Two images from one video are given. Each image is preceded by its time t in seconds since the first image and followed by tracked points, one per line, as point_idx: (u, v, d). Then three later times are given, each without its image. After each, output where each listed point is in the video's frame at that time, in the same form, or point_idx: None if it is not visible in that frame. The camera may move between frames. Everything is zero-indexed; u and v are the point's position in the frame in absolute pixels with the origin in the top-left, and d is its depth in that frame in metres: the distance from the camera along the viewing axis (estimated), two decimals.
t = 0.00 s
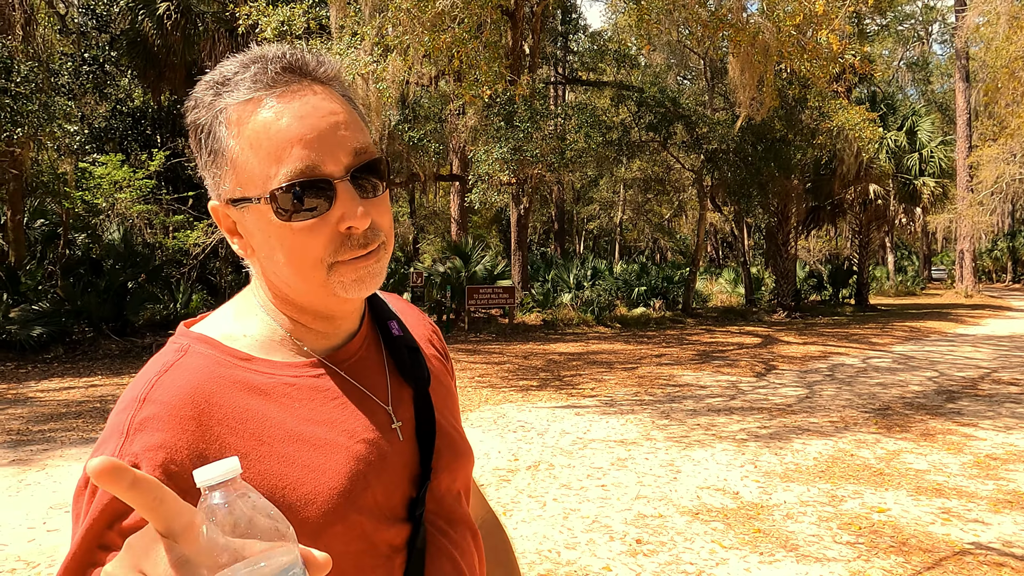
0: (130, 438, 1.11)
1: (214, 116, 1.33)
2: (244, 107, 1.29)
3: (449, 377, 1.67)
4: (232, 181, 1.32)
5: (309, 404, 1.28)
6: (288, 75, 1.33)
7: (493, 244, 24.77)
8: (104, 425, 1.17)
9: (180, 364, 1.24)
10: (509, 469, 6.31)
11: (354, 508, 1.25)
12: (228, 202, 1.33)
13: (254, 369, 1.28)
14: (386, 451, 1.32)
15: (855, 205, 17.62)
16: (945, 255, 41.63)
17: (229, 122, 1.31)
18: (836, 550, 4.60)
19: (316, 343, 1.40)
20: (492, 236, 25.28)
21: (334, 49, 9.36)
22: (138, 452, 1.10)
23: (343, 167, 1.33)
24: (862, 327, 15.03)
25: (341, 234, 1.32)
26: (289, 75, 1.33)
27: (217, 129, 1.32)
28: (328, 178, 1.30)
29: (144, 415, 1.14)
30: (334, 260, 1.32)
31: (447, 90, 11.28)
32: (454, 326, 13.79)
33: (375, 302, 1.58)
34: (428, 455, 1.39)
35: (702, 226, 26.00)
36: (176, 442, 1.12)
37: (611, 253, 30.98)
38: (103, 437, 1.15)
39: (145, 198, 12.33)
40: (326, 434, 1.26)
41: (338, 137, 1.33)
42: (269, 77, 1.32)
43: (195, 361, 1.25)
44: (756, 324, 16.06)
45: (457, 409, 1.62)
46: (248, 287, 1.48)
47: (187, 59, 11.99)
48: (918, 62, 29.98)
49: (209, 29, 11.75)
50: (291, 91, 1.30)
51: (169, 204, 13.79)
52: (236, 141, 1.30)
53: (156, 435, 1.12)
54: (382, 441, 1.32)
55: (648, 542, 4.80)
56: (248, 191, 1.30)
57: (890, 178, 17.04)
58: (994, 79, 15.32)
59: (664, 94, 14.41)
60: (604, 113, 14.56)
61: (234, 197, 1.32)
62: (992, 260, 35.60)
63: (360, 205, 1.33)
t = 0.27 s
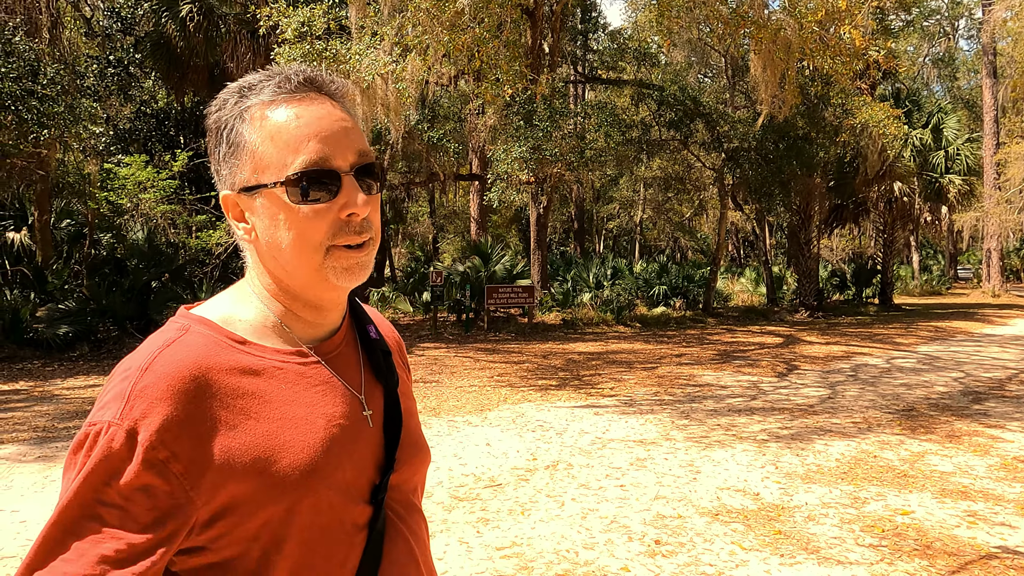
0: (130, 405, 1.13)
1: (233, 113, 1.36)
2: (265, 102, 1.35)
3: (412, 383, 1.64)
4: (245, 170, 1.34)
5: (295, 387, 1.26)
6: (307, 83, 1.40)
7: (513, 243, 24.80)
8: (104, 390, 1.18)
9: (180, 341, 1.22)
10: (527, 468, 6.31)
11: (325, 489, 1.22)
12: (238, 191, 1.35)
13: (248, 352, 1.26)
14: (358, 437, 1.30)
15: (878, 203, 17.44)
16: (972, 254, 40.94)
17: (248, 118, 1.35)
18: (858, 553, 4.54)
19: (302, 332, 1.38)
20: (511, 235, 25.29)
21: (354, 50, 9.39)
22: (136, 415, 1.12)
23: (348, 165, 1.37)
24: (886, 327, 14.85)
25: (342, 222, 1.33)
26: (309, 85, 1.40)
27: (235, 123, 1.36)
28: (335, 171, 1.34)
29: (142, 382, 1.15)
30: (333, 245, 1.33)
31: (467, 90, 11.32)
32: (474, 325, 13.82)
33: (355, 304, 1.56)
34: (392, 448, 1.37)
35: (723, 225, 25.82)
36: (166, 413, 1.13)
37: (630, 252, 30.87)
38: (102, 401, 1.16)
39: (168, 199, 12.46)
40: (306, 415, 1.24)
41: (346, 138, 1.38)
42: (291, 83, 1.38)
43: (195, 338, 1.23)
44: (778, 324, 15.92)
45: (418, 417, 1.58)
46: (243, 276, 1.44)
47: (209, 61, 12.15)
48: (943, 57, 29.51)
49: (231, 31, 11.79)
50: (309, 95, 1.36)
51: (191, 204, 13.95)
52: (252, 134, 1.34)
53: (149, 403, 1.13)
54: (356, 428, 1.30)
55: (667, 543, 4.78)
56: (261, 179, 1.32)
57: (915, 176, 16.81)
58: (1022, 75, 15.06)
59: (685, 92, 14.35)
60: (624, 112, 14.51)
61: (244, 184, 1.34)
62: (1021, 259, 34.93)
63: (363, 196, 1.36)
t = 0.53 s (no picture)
0: (138, 377, 1.10)
1: (257, 95, 1.38)
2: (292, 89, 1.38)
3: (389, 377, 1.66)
4: (261, 147, 1.35)
5: (293, 367, 1.26)
6: (331, 83, 1.44)
7: (531, 241, 24.81)
8: (102, 362, 1.14)
9: (185, 316, 1.20)
10: (544, 467, 6.29)
11: (319, 466, 1.24)
12: (251, 168, 1.36)
13: (250, 331, 1.25)
14: (349, 418, 1.31)
15: (902, 201, 17.19)
16: (1000, 253, 40.23)
17: (272, 101, 1.37)
18: (880, 556, 4.48)
19: (297, 314, 1.38)
20: (529, 234, 25.27)
21: (370, 48, 9.41)
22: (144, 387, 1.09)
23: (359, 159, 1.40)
24: (910, 326, 14.65)
25: (349, 207, 1.36)
26: (332, 84, 1.45)
27: (257, 105, 1.38)
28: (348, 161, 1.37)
29: (150, 354, 1.12)
30: (337, 229, 1.35)
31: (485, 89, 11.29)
32: (492, 324, 13.80)
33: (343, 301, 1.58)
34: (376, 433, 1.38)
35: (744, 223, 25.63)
36: (175, 386, 1.11)
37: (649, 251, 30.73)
38: (103, 372, 1.13)
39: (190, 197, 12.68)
40: (305, 394, 1.24)
41: (361, 133, 1.43)
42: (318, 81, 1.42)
43: (200, 314, 1.21)
44: (798, 323, 15.76)
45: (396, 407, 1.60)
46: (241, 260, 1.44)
47: (230, 61, 12.26)
48: (969, 52, 29.02)
49: (251, 31, 11.93)
50: (332, 91, 1.41)
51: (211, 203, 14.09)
52: (272, 117, 1.36)
53: (159, 376, 1.10)
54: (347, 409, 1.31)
55: (685, 544, 4.74)
56: (276, 156, 1.33)
57: (939, 173, 16.57)
58: None
59: (704, 89, 14.25)
60: (643, 110, 14.43)
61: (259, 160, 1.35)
62: None
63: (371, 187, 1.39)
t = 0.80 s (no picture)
0: (156, 358, 1.08)
1: (281, 85, 1.33)
2: (316, 79, 1.32)
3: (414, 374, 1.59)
4: (284, 138, 1.30)
5: (310, 355, 1.21)
6: (356, 78, 1.38)
7: (560, 241, 24.80)
8: (124, 347, 1.12)
9: (202, 302, 1.17)
10: (573, 468, 6.26)
11: (339, 456, 1.17)
12: (271, 159, 1.30)
13: (265, 319, 1.21)
14: (370, 407, 1.25)
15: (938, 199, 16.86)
16: None
17: (295, 92, 1.31)
18: (919, 563, 4.38)
19: (314, 307, 1.33)
20: (557, 234, 25.26)
21: (399, 47, 9.46)
22: (163, 369, 1.07)
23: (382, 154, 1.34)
24: (948, 327, 14.35)
25: (369, 203, 1.30)
26: (356, 79, 1.38)
27: (280, 95, 1.32)
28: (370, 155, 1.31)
29: (167, 338, 1.10)
30: (356, 225, 1.29)
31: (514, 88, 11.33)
32: (520, 323, 13.81)
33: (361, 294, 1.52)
34: (399, 423, 1.32)
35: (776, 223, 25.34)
36: (191, 369, 1.08)
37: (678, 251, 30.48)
38: (124, 355, 1.11)
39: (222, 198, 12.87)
40: (324, 382, 1.19)
41: (384, 129, 1.36)
42: (342, 74, 1.36)
43: (216, 301, 1.18)
44: (831, 323, 15.54)
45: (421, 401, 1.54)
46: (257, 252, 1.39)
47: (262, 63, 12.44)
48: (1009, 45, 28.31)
49: (281, 33, 12.12)
50: (356, 85, 1.35)
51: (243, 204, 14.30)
52: (295, 108, 1.31)
53: (176, 358, 1.08)
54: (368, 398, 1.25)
55: (717, 547, 4.68)
56: (298, 147, 1.28)
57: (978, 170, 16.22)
58: None
59: (735, 86, 14.10)
60: (672, 108, 14.35)
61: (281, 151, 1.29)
62: None
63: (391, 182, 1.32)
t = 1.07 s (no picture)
0: (180, 358, 1.08)
1: (268, 95, 1.34)
2: (296, 88, 1.31)
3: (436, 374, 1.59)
4: (272, 151, 1.33)
5: (329, 353, 1.21)
6: (340, 73, 1.34)
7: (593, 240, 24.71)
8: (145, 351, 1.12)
9: (222, 301, 1.17)
10: (604, 469, 6.23)
11: (361, 452, 1.17)
12: (267, 173, 1.34)
13: (285, 318, 1.21)
14: (391, 405, 1.25)
15: (984, 196, 16.41)
16: None
17: (279, 102, 1.32)
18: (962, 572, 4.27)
19: (334, 308, 1.34)
20: (591, 233, 25.17)
21: (431, 47, 9.52)
22: (187, 368, 1.07)
23: (367, 156, 1.33)
24: (994, 327, 13.95)
25: (356, 209, 1.30)
26: (342, 75, 1.35)
27: (268, 105, 1.33)
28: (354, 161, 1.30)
29: (191, 338, 1.10)
30: (347, 232, 1.30)
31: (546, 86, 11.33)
32: (553, 323, 13.78)
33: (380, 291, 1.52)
34: (420, 421, 1.31)
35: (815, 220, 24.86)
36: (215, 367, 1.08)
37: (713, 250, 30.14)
38: (145, 358, 1.10)
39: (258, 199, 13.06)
40: (344, 380, 1.19)
41: (368, 127, 1.34)
42: (325, 72, 1.32)
43: (236, 301, 1.18)
44: (870, 323, 15.24)
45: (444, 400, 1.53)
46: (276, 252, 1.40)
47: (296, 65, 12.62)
48: None
49: (316, 34, 12.32)
50: (337, 85, 1.32)
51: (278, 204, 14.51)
52: (281, 119, 1.32)
53: (200, 356, 1.08)
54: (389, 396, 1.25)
55: (751, 552, 4.61)
56: (284, 162, 1.31)
57: None
58: None
59: (772, 82, 13.80)
60: (707, 105, 14.20)
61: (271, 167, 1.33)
62: None
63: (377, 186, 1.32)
